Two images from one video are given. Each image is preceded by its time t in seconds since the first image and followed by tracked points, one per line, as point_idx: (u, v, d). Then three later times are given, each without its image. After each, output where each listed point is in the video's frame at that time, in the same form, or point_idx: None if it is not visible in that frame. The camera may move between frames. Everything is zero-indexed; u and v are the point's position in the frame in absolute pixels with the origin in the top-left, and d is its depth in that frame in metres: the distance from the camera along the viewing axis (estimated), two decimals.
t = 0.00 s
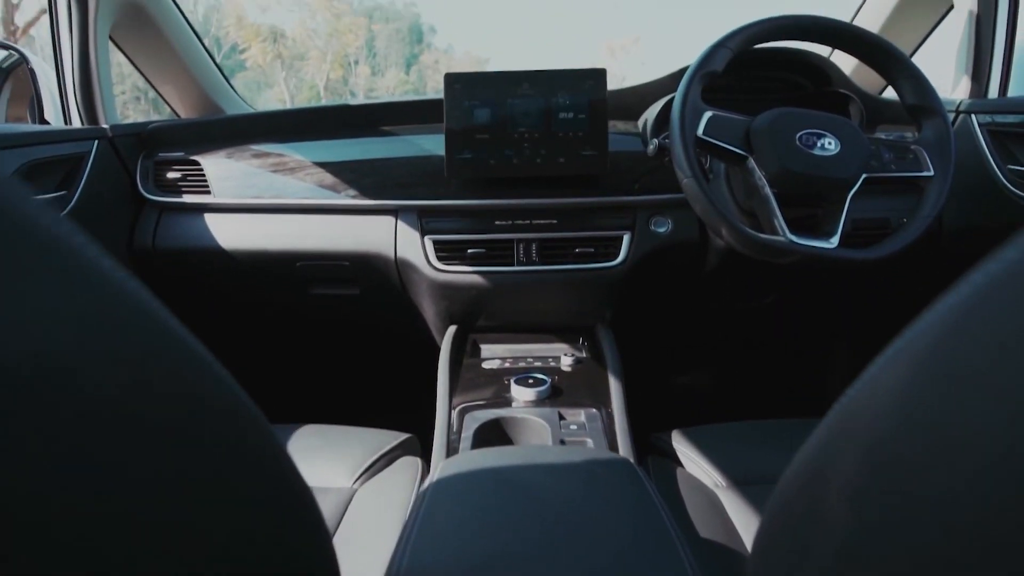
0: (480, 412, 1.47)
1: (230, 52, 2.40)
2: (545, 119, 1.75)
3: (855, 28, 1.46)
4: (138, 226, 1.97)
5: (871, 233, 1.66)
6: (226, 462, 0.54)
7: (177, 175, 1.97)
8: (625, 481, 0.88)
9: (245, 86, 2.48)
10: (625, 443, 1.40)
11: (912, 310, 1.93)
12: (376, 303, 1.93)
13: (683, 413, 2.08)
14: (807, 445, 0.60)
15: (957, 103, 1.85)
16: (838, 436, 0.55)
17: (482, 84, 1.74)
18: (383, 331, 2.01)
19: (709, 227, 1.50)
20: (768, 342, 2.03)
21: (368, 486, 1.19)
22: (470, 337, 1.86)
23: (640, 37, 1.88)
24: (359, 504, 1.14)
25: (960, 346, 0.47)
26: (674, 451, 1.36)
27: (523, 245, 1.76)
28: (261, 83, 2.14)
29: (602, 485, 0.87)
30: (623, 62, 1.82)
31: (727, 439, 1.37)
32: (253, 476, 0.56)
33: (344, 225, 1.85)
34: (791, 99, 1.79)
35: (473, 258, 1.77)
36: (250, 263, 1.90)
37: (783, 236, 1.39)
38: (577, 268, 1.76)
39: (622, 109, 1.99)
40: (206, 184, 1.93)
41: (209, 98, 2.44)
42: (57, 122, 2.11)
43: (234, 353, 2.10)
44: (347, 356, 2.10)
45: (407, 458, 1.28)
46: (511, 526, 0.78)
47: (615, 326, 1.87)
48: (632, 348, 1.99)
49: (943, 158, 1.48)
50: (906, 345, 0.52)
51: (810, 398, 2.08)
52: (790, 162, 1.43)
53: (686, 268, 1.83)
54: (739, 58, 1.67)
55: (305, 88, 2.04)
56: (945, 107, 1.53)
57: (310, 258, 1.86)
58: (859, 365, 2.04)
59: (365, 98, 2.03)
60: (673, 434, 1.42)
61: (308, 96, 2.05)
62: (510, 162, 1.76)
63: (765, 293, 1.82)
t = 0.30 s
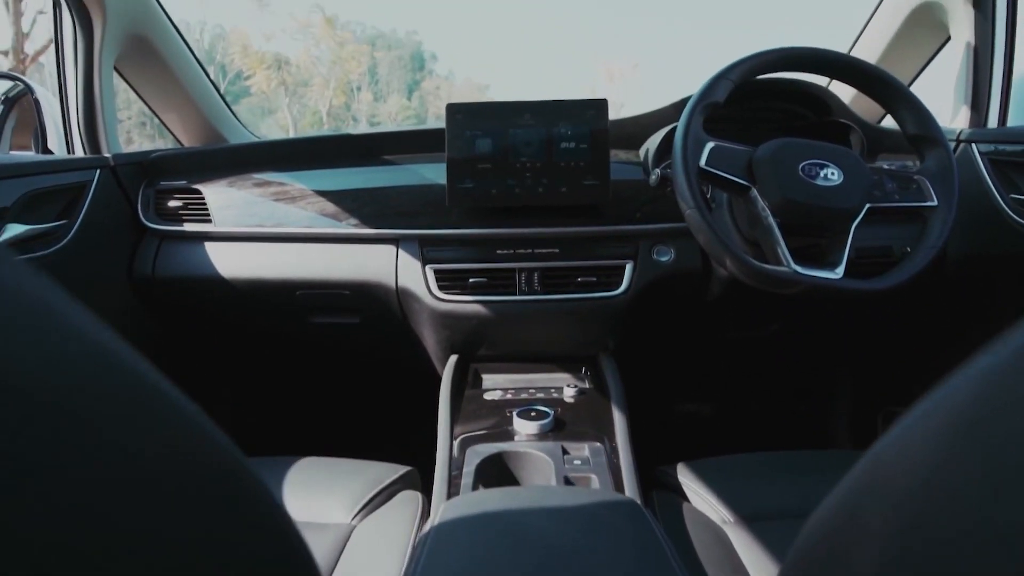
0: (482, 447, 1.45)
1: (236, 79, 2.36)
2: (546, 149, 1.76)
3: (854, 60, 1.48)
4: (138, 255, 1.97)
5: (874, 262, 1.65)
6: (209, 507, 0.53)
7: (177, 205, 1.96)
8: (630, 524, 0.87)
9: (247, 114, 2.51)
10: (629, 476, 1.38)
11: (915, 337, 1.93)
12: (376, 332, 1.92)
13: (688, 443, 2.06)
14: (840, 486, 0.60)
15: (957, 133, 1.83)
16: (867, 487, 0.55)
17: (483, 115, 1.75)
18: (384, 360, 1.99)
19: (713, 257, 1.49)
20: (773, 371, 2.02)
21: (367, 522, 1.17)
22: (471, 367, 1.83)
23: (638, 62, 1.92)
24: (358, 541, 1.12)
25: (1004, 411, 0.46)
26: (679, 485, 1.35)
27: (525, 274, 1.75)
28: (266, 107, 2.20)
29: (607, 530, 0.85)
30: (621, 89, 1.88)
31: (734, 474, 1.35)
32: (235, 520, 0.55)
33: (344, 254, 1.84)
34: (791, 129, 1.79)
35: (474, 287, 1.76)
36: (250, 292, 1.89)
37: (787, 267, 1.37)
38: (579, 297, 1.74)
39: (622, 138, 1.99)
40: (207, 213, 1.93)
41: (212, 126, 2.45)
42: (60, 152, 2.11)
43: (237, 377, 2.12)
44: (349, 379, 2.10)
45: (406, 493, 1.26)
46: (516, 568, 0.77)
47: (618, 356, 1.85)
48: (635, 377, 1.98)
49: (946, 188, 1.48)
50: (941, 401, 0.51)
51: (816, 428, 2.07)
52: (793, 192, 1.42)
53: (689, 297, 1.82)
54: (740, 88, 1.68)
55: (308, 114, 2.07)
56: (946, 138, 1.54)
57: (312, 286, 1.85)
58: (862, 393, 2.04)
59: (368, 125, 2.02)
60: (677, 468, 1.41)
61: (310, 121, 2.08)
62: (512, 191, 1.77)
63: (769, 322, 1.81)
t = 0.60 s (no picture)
0: (485, 473, 1.43)
1: (238, 96, 2.34)
2: (549, 171, 1.76)
3: (857, 83, 1.48)
4: (139, 275, 1.96)
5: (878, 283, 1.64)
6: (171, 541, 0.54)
7: (178, 225, 1.96)
8: (635, 559, 0.85)
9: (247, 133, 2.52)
10: (636, 502, 1.36)
11: (920, 359, 1.90)
12: (377, 354, 1.91)
13: (691, 466, 2.04)
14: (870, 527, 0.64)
15: (960, 154, 1.82)
16: (902, 527, 0.58)
17: (486, 137, 1.75)
18: (386, 380, 1.98)
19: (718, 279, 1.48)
20: (778, 393, 2.01)
21: (367, 550, 1.15)
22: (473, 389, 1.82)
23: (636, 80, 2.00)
24: (358, 569, 1.10)
25: None
26: (685, 510, 1.34)
27: (527, 296, 1.73)
28: (268, 124, 2.23)
29: (611, 563, 0.84)
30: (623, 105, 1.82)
31: (741, 500, 1.34)
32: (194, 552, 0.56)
33: (346, 275, 1.83)
34: (794, 151, 1.79)
35: (477, 309, 1.74)
36: (251, 313, 1.88)
37: (794, 290, 1.36)
38: (582, 318, 1.73)
39: (625, 159, 1.99)
40: (208, 234, 1.93)
41: (213, 146, 2.45)
42: (62, 172, 2.11)
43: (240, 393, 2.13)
44: (351, 403, 2.12)
45: (407, 519, 1.25)
46: None
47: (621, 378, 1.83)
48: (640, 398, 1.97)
49: (952, 209, 1.47)
50: (976, 455, 0.56)
51: (820, 449, 2.05)
52: (798, 216, 1.41)
53: (693, 318, 1.80)
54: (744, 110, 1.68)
55: (310, 131, 2.09)
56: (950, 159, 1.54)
57: (310, 307, 1.84)
58: (868, 414, 2.03)
59: (369, 141, 2.03)
60: (683, 492, 1.39)
61: (312, 139, 2.10)
62: (515, 213, 1.76)
63: (772, 344, 1.80)
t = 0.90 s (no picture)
0: (489, 501, 1.40)
1: (241, 114, 2.34)
2: (553, 192, 1.75)
3: (864, 105, 1.48)
4: (137, 295, 1.94)
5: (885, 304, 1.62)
6: None
7: (178, 245, 1.94)
8: None
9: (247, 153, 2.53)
10: (644, 530, 1.33)
11: (925, 379, 1.88)
12: (378, 375, 1.88)
13: (696, 487, 2.03)
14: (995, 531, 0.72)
15: (965, 175, 1.79)
16: None
17: (490, 157, 1.74)
18: (387, 401, 1.96)
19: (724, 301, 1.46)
20: (784, 414, 2.00)
21: None
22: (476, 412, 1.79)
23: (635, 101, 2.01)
24: None
25: None
26: (694, 540, 1.31)
27: (531, 318, 1.70)
28: (270, 142, 2.26)
29: None
30: (622, 124, 1.92)
31: (752, 528, 1.31)
32: None
33: (346, 296, 1.81)
34: (799, 172, 1.77)
35: (480, 331, 1.71)
36: (251, 334, 1.86)
37: (802, 313, 1.34)
38: (587, 341, 1.70)
39: (629, 180, 1.99)
40: (208, 254, 1.91)
41: (213, 165, 2.44)
42: (62, 192, 2.09)
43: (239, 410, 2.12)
44: (353, 421, 2.09)
45: (409, 549, 1.22)
46: None
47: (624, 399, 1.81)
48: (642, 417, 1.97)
49: (962, 231, 1.46)
50: None
51: (826, 472, 2.03)
52: (805, 237, 1.40)
53: (699, 339, 1.78)
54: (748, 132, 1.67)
55: (313, 148, 2.13)
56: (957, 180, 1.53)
57: (310, 328, 1.82)
58: (875, 436, 1.98)
59: (371, 159, 2.06)
60: (691, 519, 1.36)
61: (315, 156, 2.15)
62: (518, 233, 1.75)
63: (778, 366, 1.78)
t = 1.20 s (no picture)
0: (491, 525, 1.37)
1: (243, 127, 2.34)
2: (556, 207, 1.73)
3: (872, 120, 1.46)
4: (134, 311, 1.91)
5: (892, 321, 1.59)
6: None
7: (176, 260, 1.92)
8: None
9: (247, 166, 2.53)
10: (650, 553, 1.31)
11: (935, 397, 1.84)
12: (378, 393, 1.85)
13: (703, 504, 2.03)
14: None
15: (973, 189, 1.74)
16: None
17: (492, 172, 1.72)
18: (387, 417, 1.93)
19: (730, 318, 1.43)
20: (789, 431, 1.98)
21: None
22: (477, 430, 1.76)
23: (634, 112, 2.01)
24: None
25: None
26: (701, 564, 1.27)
27: (533, 335, 1.66)
28: (272, 155, 2.26)
29: None
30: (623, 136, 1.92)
31: (761, 553, 1.27)
32: None
33: (345, 311, 1.77)
34: (803, 187, 1.76)
35: (481, 347, 1.67)
36: (249, 351, 1.83)
37: (811, 331, 1.31)
38: (591, 359, 1.66)
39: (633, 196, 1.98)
40: (207, 269, 1.89)
41: (215, 180, 2.45)
42: (61, 206, 2.07)
43: (237, 428, 2.10)
44: (354, 438, 2.07)
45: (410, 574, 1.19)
46: None
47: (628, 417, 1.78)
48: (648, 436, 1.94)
49: (973, 248, 1.43)
50: None
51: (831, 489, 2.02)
52: (813, 254, 1.37)
53: (704, 357, 1.74)
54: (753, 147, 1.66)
55: (314, 161, 2.14)
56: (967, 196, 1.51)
57: (308, 345, 1.79)
58: (882, 454, 1.96)
59: (372, 171, 2.06)
60: (698, 542, 1.33)
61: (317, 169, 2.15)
62: (520, 249, 1.73)
63: (785, 383, 1.75)
